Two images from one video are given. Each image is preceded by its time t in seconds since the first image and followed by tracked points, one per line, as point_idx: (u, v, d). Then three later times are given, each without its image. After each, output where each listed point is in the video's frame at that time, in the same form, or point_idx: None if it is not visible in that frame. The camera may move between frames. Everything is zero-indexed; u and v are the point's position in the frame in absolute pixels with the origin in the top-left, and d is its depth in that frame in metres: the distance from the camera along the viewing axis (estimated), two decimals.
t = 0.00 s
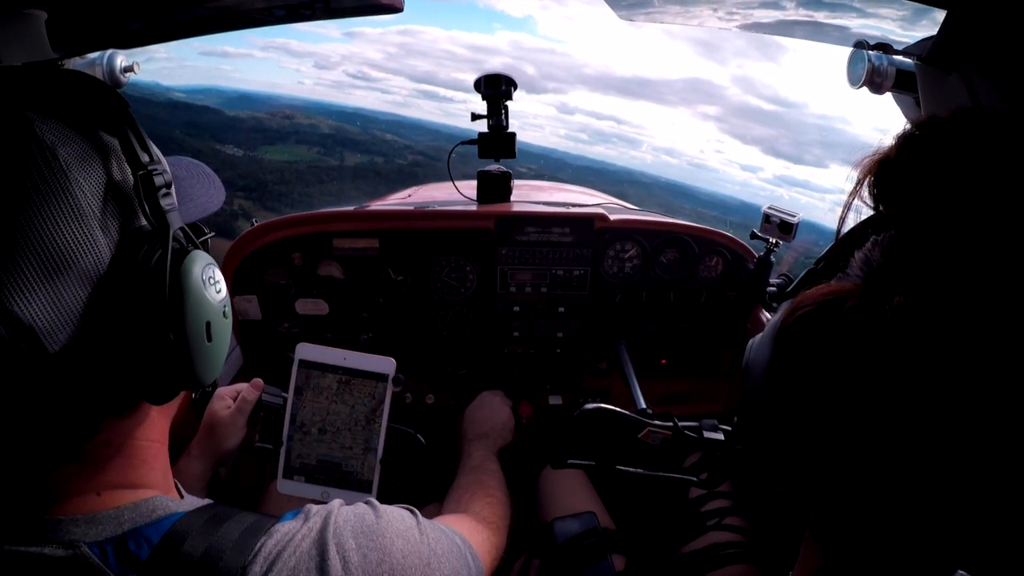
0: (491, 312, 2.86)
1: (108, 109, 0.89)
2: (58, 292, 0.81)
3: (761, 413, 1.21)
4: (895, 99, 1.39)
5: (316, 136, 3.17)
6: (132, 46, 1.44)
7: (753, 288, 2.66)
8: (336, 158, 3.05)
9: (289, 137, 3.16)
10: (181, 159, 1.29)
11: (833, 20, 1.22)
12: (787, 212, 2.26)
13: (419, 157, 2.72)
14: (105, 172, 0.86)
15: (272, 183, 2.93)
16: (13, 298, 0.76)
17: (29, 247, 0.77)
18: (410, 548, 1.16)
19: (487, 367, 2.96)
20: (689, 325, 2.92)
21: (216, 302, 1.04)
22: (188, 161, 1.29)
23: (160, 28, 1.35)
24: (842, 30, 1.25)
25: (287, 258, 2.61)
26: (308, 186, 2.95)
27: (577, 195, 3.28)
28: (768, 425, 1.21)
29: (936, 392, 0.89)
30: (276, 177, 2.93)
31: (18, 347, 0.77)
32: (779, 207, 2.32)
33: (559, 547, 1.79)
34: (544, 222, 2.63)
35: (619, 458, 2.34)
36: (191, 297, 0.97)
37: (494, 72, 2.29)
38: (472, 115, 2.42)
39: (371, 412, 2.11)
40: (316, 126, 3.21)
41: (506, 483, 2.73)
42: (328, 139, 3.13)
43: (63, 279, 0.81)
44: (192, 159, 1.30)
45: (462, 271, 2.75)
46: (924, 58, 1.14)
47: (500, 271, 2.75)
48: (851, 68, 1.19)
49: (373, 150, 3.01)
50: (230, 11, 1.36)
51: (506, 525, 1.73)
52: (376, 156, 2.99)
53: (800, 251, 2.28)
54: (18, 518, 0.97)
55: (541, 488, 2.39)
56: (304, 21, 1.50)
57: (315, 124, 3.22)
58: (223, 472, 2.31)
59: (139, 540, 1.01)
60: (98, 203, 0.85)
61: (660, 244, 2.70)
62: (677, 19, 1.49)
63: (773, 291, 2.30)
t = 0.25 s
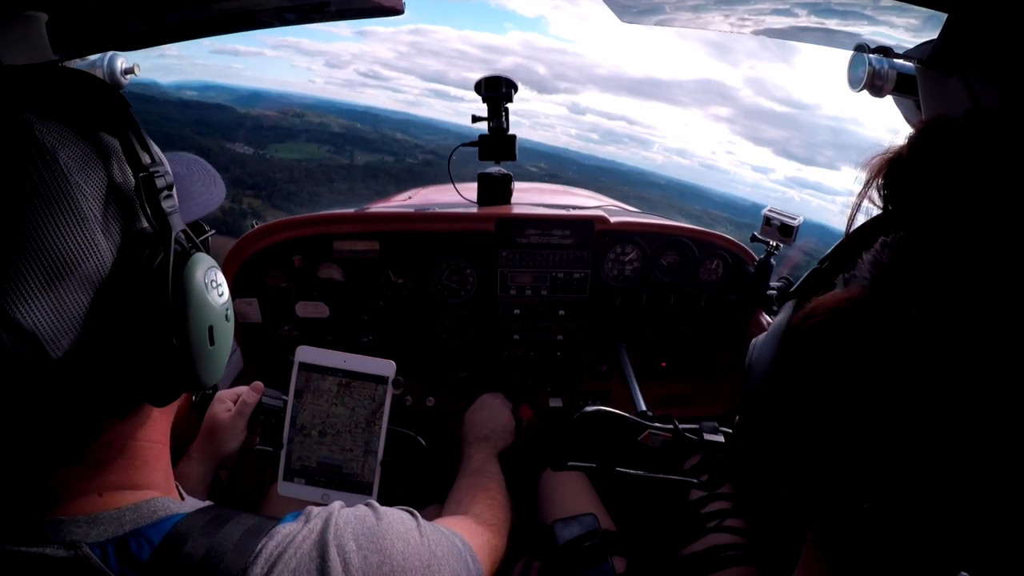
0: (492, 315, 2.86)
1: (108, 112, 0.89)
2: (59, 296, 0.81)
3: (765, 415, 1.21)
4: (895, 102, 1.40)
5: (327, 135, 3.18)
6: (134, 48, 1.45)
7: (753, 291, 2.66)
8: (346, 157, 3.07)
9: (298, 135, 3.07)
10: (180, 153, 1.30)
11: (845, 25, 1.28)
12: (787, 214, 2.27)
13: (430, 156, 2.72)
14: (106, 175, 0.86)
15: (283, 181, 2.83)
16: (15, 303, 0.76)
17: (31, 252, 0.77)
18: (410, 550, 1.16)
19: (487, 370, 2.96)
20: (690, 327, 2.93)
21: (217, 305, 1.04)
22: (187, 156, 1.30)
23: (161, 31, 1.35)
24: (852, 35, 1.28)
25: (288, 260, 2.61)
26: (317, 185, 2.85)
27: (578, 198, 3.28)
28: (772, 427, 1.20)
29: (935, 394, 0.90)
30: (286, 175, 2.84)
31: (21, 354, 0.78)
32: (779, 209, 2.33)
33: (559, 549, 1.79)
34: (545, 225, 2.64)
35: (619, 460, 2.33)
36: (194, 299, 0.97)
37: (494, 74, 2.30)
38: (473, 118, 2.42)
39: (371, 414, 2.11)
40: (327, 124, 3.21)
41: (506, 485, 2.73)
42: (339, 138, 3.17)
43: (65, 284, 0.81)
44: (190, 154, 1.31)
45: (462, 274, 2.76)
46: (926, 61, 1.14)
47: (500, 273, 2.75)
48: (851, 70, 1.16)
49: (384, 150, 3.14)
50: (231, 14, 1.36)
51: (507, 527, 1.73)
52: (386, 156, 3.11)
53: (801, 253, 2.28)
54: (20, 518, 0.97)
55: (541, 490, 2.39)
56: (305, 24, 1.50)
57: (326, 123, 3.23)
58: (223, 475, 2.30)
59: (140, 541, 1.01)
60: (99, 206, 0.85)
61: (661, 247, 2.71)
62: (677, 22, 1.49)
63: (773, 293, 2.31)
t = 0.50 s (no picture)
0: (492, 315, 2.85)
1: (103, 116, 0.88)
2: (55, 308, 0.81)
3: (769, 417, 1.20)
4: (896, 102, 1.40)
5: (335, 135, 3.08)
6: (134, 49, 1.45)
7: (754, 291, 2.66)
8: (355, 156, 2.96)
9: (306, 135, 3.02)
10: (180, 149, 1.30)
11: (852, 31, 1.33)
12: (788, 215, 2.26)
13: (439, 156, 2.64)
14: (99, 184, 0.86)
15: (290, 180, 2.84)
16: (10, 317, 0.77)
17: (24, 265, 0.78)
18: (407, 548, 1.15)
19: (487, 371, 2.96)
20: (690, 328, 2.92)
21: (213, 313, 1.02)
22: (184, 151, 1.30)
23: (162, 32, 1.35)
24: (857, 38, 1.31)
25: (288, 261, 2.61)
26: (326, 185, 2.77)
27: (578, 199, 3.28)
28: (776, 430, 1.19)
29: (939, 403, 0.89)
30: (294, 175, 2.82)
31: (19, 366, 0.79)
32: (779, 210, 2.32)
33: (560, 550, 1.78)
34: (545, 226, 2.64)
35: (620, 461, 2.33)
36: (190, 307, 0.96)
37: (494, 75, 2.30)
38: (473, 118, 2.42)
39: (371, 416, 2.10)
40: (336, 124, 3.12)
41: (507, 486, 2.73)
42: (347, 137, 3.06)
43: (60, 295, 0.82)
44: (188, 148, 1.32)
45: (462, 275, 2.75)
46: (927, 60, 1.10)
47: (500, 274, 2.75)
48: (851, 67, 1.20)
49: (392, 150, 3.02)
50: (233, 15, 1.37)
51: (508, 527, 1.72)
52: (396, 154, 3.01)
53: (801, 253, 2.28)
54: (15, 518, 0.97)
55: (542, 491, 2.38)
56: (305, 24, 1.50)
57: (335, 123, 3.12)
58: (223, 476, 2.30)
59: (136, 540, 1.01)
60: (92, 216, 0.85)
61: (661, 247, 2.71)
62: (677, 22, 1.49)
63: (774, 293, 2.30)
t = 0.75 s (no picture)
0: (492, 315, 2.86)
1: (102, 117, 0.87)
2: (54, 311, 0.81)
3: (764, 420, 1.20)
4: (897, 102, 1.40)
5: (345, 134, 3.06)
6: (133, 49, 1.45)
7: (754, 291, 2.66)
8: (363, 155, 3.02)
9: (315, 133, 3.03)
10: (180, 147, 1.32)
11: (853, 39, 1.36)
12: (788, 215, 2.26)
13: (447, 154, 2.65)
14: (96, 186, 0.86)
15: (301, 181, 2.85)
16: (8, 320, 0.77)
17: (22, 269, 0.77)
18: (407, 539, 1.15)
19: (487, 371, 2.96)
20: (690, 328, 2.92)
21: (213, 314, 1.02)
22: (185, 149, 1.32)
23: (161, 32, 1.35)
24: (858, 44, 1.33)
25: (288, 261, 2.61)
26: (334, 184, 2.83)
27: (578, 199, 3.28)
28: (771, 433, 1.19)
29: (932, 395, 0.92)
30: (303, 174, 2.87)
31: (19, 368, 0.79)
32: (780, 210, 2.32)
33: (560, 550, 1.78)
34: (545, 226, 2.64)
35: (620, 461, 2.33)
36: (190, 309, 0.96)
37: (494, 75, 2.30)
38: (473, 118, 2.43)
39: (371, 415, 2.11)
40: (345, 124, 3.10)
41: (507, 486, 2.73)
42: (357, 136, 3.05)
43: (59, 298, 0.82)
44: (189, 147, 1.34)
45: (462, 274, 2.75)
46: (927, 61, 1.12)
47: (500, 274, 2.75)
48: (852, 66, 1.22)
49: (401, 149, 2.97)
50: (232, 14, 1.37)
51: (508, 527, 1.72)
52: (404, 154, 3.00)
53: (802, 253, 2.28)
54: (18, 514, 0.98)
55: (543, 491, 2.38)
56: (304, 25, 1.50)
57: (344, 122, 3.11)
58: (223, 475, 2.29)
59: (137, 531, 1.01)
60: (90, 218, 0.84)
61: (661, 247, 2.71)
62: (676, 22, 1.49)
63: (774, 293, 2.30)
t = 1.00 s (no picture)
0: (493, 314, 2.86)
1: (111, 119, 0.88)
2: (65, 312, 0.81)
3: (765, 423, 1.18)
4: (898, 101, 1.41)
5: (355, 132, 2.95)
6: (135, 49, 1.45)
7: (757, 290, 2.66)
8: (373, 154, 2.87)
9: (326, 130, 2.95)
10: (186, 147, 1.32)
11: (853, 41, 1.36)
12: (790, 214, 2.26)
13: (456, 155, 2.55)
14: (105, 186, 0.86)
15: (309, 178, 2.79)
16: (20, 320, 0.78)
17: (34, 269, 0.78)
18: (417, 536, 1.15)
19: (488, 370, 2.96)
20: (692, 327, 2.92)
21: (223, 313, 1.03)
22: (193, 150, 1.32)
23: (162, 32, 1.36)
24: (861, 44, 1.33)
25: (290, 260, 2.61)
26: (343, 183, 2.76)
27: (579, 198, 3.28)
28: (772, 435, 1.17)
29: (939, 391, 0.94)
30: (311, 173, 2.78)
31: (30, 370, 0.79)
32: (782, 209, 2.32)
33: (563, 549, 1.79)
34: (547, 225, 2.65)
35: (623, 461, 2.33)
36: (199, 307, 0.97)
37: (495, 74, 2.30)
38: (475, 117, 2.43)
39: (371, 415, 2.10)
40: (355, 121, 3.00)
41: (510, 486, 2.73)
42: (367, 134, 2.93)
43: (70, 298, 0.82)
44: (196, 146, 1.34)
45: (464, 274, 2.75)
46: (927, 60, 1.15)
47: (502, 273, 2.75)
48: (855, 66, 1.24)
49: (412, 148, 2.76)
50: (233, 14, 1.37)
51: (511, 525, 1.72)
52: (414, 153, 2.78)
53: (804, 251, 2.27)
54: (22, 511, 0.97)
55: (545, 490, 2.38)
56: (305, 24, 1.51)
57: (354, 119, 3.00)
58: (225, 475, 2.30)
59: (146, 529, 1.02)
60: (100, 219, 0.85)
61: (663, 246, 2.71)
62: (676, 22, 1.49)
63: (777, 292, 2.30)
